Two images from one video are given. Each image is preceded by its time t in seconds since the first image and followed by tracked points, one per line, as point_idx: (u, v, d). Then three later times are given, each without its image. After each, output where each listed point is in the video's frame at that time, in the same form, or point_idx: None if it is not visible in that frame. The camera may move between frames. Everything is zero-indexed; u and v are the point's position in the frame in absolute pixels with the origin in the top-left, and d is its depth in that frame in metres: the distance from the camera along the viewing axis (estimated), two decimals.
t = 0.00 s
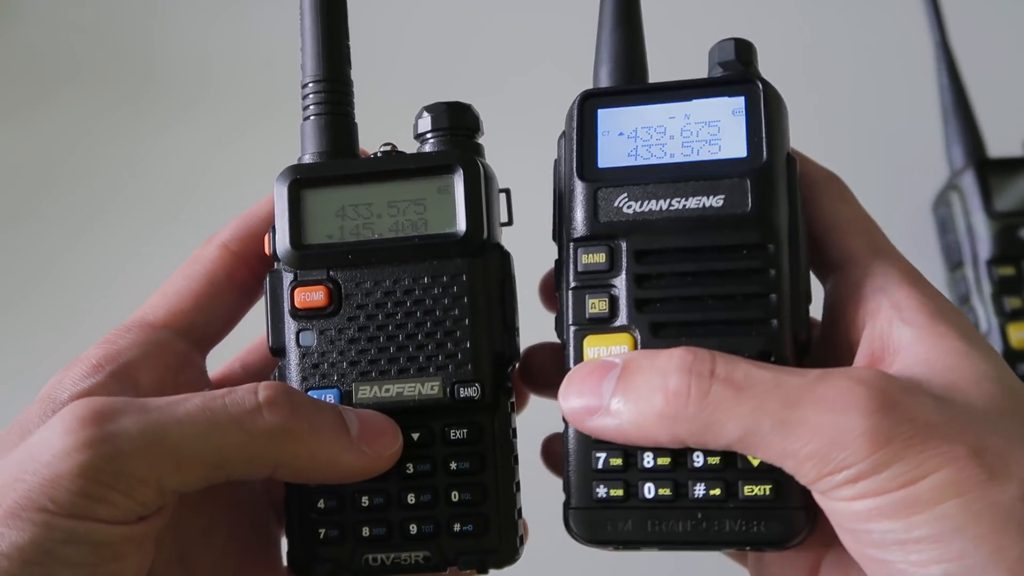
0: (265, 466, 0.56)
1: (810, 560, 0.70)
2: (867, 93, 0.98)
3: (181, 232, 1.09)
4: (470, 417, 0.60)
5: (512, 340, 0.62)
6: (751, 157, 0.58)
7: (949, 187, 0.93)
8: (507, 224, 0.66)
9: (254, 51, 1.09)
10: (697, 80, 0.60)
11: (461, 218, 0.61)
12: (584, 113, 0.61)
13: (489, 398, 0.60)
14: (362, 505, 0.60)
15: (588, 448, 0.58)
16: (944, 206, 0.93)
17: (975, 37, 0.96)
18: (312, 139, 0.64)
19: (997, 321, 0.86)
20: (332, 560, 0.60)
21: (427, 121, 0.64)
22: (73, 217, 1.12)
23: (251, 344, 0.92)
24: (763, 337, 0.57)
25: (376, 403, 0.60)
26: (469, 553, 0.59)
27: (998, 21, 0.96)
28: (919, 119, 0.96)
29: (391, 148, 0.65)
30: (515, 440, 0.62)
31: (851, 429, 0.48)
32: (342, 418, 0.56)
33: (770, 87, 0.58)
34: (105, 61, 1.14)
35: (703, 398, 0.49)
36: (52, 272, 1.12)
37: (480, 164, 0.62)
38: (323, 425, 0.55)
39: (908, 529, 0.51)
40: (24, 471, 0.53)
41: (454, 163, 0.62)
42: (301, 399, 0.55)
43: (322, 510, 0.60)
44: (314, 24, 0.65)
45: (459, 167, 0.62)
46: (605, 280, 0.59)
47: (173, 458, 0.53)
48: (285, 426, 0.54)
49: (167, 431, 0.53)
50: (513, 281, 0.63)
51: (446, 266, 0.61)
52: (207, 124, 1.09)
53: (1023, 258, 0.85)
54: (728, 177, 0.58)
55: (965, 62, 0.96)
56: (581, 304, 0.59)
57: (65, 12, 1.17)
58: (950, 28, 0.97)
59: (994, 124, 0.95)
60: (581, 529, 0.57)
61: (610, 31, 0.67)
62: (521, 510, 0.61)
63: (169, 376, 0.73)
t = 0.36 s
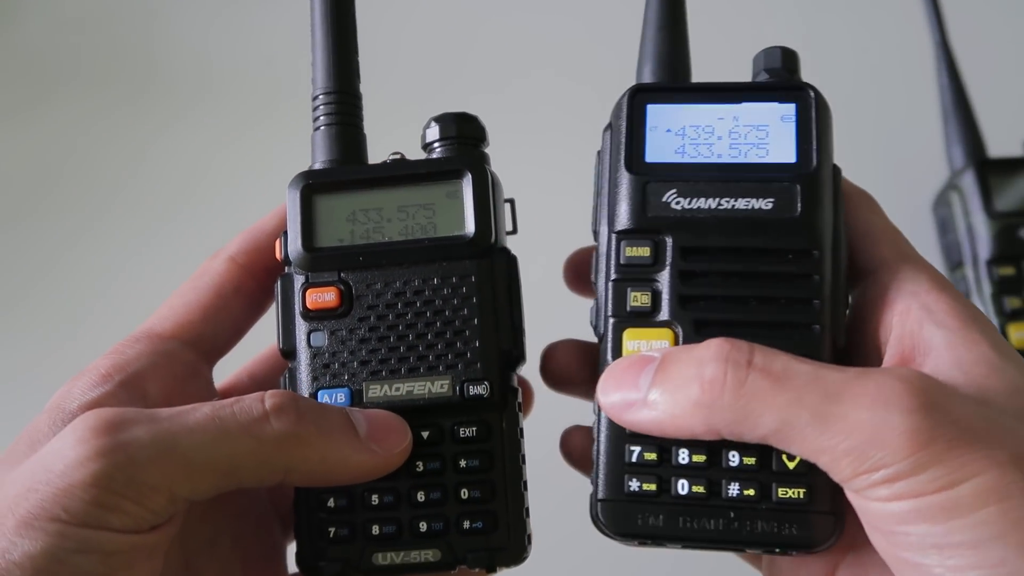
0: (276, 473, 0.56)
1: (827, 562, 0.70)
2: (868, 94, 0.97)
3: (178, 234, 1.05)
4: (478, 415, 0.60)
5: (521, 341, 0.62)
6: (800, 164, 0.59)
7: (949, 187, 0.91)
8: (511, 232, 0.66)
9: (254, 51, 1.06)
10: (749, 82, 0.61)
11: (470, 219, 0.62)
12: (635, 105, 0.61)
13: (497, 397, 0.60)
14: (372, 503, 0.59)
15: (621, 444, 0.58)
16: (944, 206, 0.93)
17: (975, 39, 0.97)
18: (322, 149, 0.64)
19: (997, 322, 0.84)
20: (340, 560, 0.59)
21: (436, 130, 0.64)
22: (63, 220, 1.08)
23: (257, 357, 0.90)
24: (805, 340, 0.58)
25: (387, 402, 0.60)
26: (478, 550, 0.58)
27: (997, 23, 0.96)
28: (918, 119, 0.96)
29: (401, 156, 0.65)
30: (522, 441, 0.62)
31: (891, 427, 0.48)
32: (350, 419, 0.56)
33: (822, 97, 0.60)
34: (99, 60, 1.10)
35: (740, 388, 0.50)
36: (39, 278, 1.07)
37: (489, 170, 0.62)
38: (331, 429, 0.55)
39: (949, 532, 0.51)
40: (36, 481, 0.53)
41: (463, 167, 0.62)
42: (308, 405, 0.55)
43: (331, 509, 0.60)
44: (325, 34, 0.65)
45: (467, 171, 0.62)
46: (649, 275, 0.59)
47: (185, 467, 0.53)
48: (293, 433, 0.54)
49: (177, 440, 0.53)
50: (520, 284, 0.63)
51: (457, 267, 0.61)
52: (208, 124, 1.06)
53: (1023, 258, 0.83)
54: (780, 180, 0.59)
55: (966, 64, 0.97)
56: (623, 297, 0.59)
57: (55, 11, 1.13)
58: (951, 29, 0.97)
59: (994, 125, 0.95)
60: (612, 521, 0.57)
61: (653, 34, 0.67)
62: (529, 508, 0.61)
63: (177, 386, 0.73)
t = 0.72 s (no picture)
0: (276, 472, 0.56)
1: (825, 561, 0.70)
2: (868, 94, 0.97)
3: (179, 234, 1.05)
4: (477, 417, 0.60)
5: (521, 343, 0.62)
6: (822, 167, 0.60)
7: (949, 187, 0.92)
8: (511, 233, 0.66)
9: (254, 50, 1.06)
10: (765, 85, 0.62)
11: (470, 222, 0.62)
12: (655, 105, 0.61)
13: (496, 400, 0.60)
14: (371, 505, 0.60)
15: (649, 449, 0.59)
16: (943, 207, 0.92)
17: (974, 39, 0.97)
18: (322, 150, 0.64)
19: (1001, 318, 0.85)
20: (340, 561, 0.59)
21: (438, 130, 0.64)
22: (64, 220, 1.08)
23: (256, 355, 0.90)
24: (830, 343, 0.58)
25: (386, 403, 0.60)
26: (477, 551, 0.58)
27: (995, 24, 0.97)
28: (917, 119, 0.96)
29: (401, 156, 0.65)
30: (521, 445, 0.62)
31: (945, 347, 0.51)
32: (350, 420, 0.56)
33: (840, 101, 0.61)
34: (99, 59, 1.10)
35: (817, 261, 0.52)
36: (40, 278, 1.07)
37: (490, 171, 0.62)
38: (331, 428, 0.55)
39: (973, 479, 0.52)
40: (36, 480, 0.53)
41: (464, 170, 0.62)
42: (308, 405, 0.55)
43: (330, 510, 0.60)
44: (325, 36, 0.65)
45: (467, 172, 0.62)
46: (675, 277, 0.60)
47: (185, 467, 0.53)
48: (293, 432, 0.54)
49: (177, 440, 0.53)
50: (518, 287, 0.63)
51: (456, 270, 0.61)
52: (207, 124, 1.06)
53: None
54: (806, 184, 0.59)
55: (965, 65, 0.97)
56: (646, 301, 0.60)
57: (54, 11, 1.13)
58: (949, 29, 0.97)
59: (993, 125, 0.95)
60: (639, 528, 0.57)
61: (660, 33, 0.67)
62: (527, 510, 0.61)
63: (177, 386, 0.73)
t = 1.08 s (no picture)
0: (267, 474, 0.55)
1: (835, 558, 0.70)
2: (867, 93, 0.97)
3: (177, 234, 1.04)
4: (469, 418, 0.59)
5: (513, 345, 0.61)
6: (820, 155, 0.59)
7: (949, 187, 0.91)
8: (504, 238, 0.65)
9: (249, 50, 1.05)
10: (760, 74, 0.61)
11: (461, 224, 0.61)
12: (650, 99, 0.60)
13: (488, 401, 0.59)
14: (361, 506, 0.59)
15: (651, 445, 0.59)
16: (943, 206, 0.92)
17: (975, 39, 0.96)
18: (315, 152, 0.64)
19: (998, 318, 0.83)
20: (331, 561, 0.58)
21: (429, 135, 0.63)
22: (62, 218, 1.07)
23: (249, 356, 0.89)
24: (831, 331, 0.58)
25: (377, 404, 0.59)
26: (467, 552, 0.58)
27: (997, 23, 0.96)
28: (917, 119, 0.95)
29: (394, 160, 0.64)
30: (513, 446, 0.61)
31: (897, 395, 0.47)
32: (341, 421, 0.55)
33: (837, 84, 0.59)
34: (97, 58, 1.09)
35: (750, 338, 0.49)
36: (38, 278, 1.07)
37: (481, 175, 0.62)
38: (322, 429, 0.54)
39: (936, 508, 0.50)
40: (27, 481, 0.52)
41: (456, 173, 0.61)
42: (298, 407, 0.54)
43: (321, 511, 0.59)
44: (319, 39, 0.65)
45: (458, 175, 0.61)
46: (672, 274, 0.59)
47: (179, 467, 0.52)
48: (282, 437, 0.53)
49: (169, 440, 0.52)
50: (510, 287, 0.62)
51: (446, 273, 0.60)
52: (208, 123, 1.05)
53: None
54: (802, 172, 0.58)
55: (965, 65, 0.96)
56: (646, 298, 0.59)
57: (53, 10, 1.12)
58: (950, 29, 0.97)
59: (993, 125, 0.94)
60: (646, 525, 0.57)
61: (662, 21, 0.67)
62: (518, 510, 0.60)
63: (169, 387, 0.73)
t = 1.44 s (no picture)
0: (267, 470, 0.55)
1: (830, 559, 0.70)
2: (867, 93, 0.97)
3: (178, 231, 1.05)
4: (469, 417, 0.60)
5: (512, 344, 0.61)
6: (805, 156, 0.58)
7: (948, 187, 0.92)
8: (504, 236, 0.65)
9: (250, 48, 1.05)
10: (751, 73, 0.61)
11: (462, 223, 0.61)
12: (637, 102, 0.61)
13: (487, 399, 0.59)
14: (361, 503, 0.59)
15: (631, 446, 0.59)
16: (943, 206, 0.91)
17: (976, 39, 0.96)
18: (316, 150, 0.64)
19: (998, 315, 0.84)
20: (330, 558, 0.59)
21: (429, 134, 0.63)
22: (64, 215, 1.08)
23: (249, 353, 0.89)
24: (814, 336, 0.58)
25: (377, 402, 0.59)
26: (466, 549, 0.58)
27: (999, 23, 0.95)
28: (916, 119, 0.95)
29: (394, 158, 0.64)
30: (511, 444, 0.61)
31: (970, 349, 0.49)
32: (339, 418, 0.56)
33: (826, 85, 0.59)
34: (98, 55, 1.10)
35: (829, 270, 0.51)
36: (39, 275, 1.07)
37: (482, 175, 0.62)
38: (319, 424, 0.55)
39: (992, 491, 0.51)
40: (27, 476, 0.52)
41: (456, 172, 0.62)
42: (297, 403, 0.55)
43: (321, 507, 0.59)
44: (321, 36, 0.65)
45: (458, 174, 0.62)
46: (654, 276, 0.60)
47: (178, 463, 0.52)
48: (281, 433, 0.54)
49: (169, 436, 0.52)
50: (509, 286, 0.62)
51: (448, 271, 0.61)
52: (208, 121, 1.05)
53: None
54: (784, 175, 0.58)
55: (965, 65, 0.96)
56: (629, 300, 0.60)
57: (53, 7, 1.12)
58: (950, 29, 0.97)
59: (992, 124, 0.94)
60: (623, 524, 0.58)
61: (658, 19, 0.67)
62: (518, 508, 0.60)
63: (168, 383, 0.73)
